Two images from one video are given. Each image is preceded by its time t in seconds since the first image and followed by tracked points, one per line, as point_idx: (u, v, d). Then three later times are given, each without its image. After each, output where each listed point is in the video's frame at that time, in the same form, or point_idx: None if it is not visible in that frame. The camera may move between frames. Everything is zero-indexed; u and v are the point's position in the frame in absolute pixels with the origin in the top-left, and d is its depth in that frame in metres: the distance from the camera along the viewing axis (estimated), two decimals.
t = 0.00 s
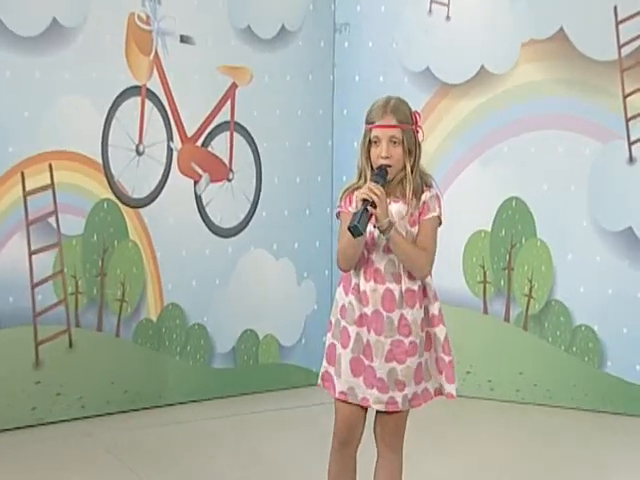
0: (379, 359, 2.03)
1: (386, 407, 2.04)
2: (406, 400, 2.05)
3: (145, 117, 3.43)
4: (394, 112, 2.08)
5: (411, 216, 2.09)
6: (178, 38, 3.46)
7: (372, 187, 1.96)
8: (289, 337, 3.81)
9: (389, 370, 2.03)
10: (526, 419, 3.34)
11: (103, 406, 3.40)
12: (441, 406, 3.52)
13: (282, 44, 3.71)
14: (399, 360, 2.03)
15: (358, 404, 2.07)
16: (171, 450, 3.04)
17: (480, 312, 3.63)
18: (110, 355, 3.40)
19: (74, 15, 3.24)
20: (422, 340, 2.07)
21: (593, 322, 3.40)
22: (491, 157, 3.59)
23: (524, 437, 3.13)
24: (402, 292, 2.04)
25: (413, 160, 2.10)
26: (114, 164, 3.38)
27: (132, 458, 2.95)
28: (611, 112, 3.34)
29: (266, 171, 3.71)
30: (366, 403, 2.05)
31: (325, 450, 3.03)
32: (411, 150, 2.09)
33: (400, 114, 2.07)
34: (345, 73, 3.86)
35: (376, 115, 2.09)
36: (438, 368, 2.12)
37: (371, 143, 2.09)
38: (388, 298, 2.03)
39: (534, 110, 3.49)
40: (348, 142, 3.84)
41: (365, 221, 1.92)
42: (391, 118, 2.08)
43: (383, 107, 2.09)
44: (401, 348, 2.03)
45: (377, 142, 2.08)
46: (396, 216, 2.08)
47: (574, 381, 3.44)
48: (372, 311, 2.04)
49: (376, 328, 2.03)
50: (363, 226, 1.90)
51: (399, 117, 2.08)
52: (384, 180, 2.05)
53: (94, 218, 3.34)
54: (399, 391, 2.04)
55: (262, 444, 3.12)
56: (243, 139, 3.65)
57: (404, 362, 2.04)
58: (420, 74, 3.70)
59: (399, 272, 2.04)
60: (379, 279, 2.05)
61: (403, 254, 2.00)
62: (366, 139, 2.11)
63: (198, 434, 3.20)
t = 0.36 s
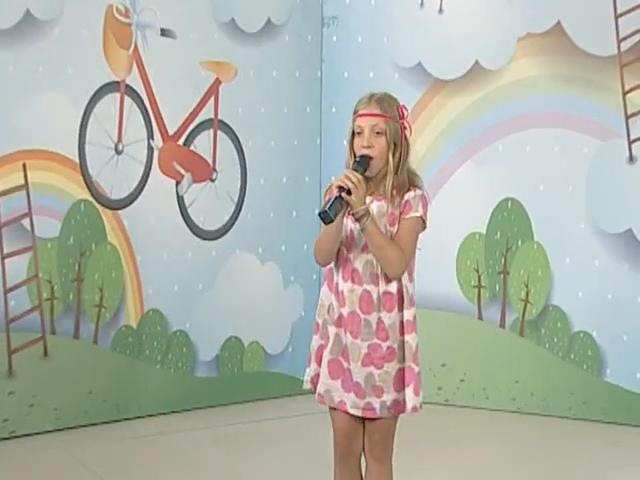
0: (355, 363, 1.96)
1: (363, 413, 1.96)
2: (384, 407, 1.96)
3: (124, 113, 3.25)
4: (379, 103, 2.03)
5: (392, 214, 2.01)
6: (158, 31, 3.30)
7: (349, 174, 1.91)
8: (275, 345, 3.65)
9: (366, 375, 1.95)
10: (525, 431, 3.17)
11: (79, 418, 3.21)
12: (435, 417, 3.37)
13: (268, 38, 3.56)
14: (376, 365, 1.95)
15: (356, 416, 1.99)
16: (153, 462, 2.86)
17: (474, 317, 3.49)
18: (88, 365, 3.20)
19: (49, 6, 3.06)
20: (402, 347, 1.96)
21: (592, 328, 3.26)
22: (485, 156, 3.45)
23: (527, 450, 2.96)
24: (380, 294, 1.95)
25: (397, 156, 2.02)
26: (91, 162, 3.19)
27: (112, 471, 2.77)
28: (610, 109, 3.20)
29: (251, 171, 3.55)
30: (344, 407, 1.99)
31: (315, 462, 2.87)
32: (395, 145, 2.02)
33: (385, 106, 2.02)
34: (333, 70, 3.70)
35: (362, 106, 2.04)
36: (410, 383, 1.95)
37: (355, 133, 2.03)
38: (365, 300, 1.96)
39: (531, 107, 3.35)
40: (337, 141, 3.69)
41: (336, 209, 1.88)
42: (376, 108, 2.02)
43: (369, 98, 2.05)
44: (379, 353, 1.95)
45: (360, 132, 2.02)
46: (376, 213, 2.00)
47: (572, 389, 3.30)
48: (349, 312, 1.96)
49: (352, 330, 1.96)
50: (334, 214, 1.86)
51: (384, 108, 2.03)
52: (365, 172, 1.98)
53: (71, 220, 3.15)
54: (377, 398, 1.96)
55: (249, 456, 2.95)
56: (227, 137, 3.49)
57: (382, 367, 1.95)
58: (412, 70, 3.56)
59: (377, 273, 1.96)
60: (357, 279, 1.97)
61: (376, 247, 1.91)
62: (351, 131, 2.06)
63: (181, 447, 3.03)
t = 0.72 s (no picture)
0: (335, 367, 1.89)
1: (344, 420, 1.90)
2: (365, 415, 1.89)
3: (100, 110, 3.06)
4: (357, 96, 1.96)
5: (375, 212, 1.94)
6: (137, 24, 3.11)
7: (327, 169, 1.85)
8: (261, 353, 3.47)
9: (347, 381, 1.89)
10: (527, 445, 2.99)
11: (54, 431, 3.02)
12: (429, 429, 3.20)
13: (252, 32, 3.39)
14: (357, 370, 1.88)
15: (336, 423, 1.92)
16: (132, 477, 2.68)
17: (467, 324, 3.34)
18: (62, 376, 3.01)
19: None
20: (383, 351, 1.90)
21: (591, 335, 3.11)
22: (479, 155, 3.31)
23: (530, 465, 2.78)
24: (362, 295, 1.89)
25: (376, 150, 1.95)
26: (66, 160, 2.99)
27: None
28: (610, 106, 3.06)
29: (235, 171, 3.38)
30: (322, 414, 1.92)
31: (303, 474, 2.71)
32: (375, 140, 1.95)
33: (364, 99, 1.95)
34: (320, 65, 3.55)
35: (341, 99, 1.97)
36: (385, 387, 1.89)
37: (332, 128, 1.96)
38: (346, 302, 1.89)
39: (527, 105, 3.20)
40: (324, 139, 3.53)
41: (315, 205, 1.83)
42: (354, 101, 1.95)
43: (348, 92, 1.98)
44: (360, 357, 1.88)
45: (337, 126, 1.95)
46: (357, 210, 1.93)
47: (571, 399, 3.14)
48: (329, 315, 1.90)
49: (332, 334, 1.89)
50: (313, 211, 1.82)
51: (363, 101, 1.96)
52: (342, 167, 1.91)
53: (45, 223, 2.95)
54: (357, 404, 1.89)
55: (233, 467, 2.78)
56: (210, 135, 3.30)
57: (363, 372, 1.89)
58: (404, 65, 3.42)
59: (359, 272, 1.90)
60: (337, 280, 1.90)
61: (358, 245, 1.85)
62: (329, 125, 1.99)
63: (161, 459, 2.85)
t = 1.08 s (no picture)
0: (313, 379, 1.73)
1: (323, 436, 1.72)
2: (346, 431, 1.71)
3: (80, 108, 2.87)
4: (341, 99, 1.79)
5: (356, 217, 1.78)
6: (117, 18, 2.94)
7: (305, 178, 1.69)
8: (248, 364, 3.31)
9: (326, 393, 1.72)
10: (529, 460, 2.83)
11: (30, 448, 2.79)
12: (425, 443, 3.04)
13: (239, 27, 3.24)
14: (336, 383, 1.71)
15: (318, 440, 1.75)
16: None
17: (464, 333, 3.20)
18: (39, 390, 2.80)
19: None
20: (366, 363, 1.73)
21: (594, 344, 2.97)
22: (475, 157, 3.16)
23: None
24: (342, 303, 1.73)
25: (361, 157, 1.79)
26: (43, 160, 2.79)
27: None
28: (612, 105, 2.91)
29: (221, 172, 3.22)
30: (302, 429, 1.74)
31: None
32: (359, 145, 1.79)
33: (348, 102, 1.78)
34: (310, 62, 3.42)
35: (324, 102, 1.80)
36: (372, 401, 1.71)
37: (314, 133, 1.80)
38: (324, 310, 1.73)
39: (525, 104, 3.07)
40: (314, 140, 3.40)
41: (291, 218, 1.67)
42: (338, 104, 1.79)
43: (331, 94, 1.82)
44: (338, 369, 1.71)
45: (320, 131, 1.79)
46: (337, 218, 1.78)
47: (573, 412, 2.99)
48: (307, 324, 1.74)
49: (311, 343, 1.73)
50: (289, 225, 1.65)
51: (347, 105, 1.79)
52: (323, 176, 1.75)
53: (20, 227, 2.75)
54: (338, 419, 1.71)
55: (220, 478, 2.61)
56: (194, 136, 3.15)
57: (344, 385, 1.71)
58: (397, 63, 3.28)
59: (339, 281, 1.74)
60: (316, 288, 1.75)
61: (336, 256, 1.69)
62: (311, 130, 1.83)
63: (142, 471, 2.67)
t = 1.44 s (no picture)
0: (317, 396, 1.75)
1: (331, 452, 1.75)
2: (353, 447, 1.75)
3: (57, 105, 2.70)
4: (343, 98, 1.84)
5: (356, 222, 1.81)
6: (98, 11, 2.77)
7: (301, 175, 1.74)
8: (236, 375, 3.15)
9: (332, 410, 1.74)
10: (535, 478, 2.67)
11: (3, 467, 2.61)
12: (423, 460, 2.88)
13: (226, 21, 3.08)
14: (342, 398, 1.74)
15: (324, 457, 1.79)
16: None
17: (463, 343, 3.05)
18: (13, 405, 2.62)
19: None
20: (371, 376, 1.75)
21: (599, 355, 2.82)
22: (475, 158, 3.01)
23: None
24: (344, 314, 1.76)
25: (362, 158, 1.82)
26: (18, 161, 2.61)
27: None
28: (617, 104, 2.77)
29: (207, 174, 3.06)
30: (309, 446, 1.78)
31: None
32: (360, 146, 1.83)
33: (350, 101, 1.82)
34: (301, 58, 3.27)
35: (326, 100, 1.85)
36: (378, 416, 1.74)
37: (315, 131, 1.84)
38: (327, 321, 1.76)
39: (526, 103, 2.92)
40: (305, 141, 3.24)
41: (282, 211, 1.76)
42: (339, 102, 1.83)
43: (334, 93, 1.86)
44: (342, 383, 1.74)
45: (321, 129, 1.83)
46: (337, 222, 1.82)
47: (578, 426, 2.84)
48: (308, 338, 1.77)
49: (314, 358, 1.76)
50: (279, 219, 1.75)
51: (349, 104, 1.83)
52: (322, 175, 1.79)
53: None
54: (344, 436, 1.75)
55: None
56: (179, 135, 2.99)
57: (350, 400, 1.74)
58: (393, 59, 3.13)
59: (338, 289, 1.77)
60: (316, 298, 1.78)
61: (333, 258, 1.72)
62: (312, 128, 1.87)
63: None
